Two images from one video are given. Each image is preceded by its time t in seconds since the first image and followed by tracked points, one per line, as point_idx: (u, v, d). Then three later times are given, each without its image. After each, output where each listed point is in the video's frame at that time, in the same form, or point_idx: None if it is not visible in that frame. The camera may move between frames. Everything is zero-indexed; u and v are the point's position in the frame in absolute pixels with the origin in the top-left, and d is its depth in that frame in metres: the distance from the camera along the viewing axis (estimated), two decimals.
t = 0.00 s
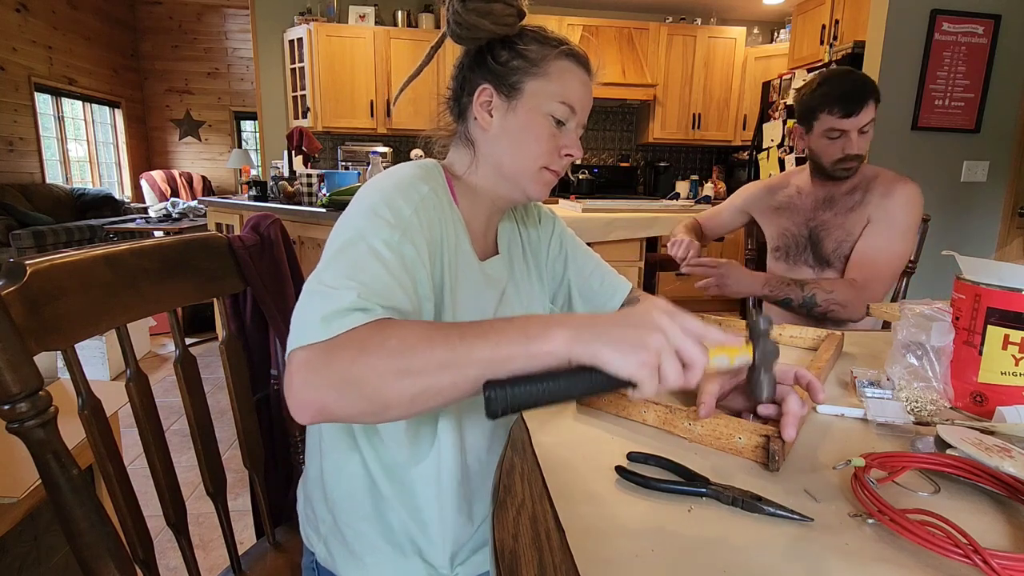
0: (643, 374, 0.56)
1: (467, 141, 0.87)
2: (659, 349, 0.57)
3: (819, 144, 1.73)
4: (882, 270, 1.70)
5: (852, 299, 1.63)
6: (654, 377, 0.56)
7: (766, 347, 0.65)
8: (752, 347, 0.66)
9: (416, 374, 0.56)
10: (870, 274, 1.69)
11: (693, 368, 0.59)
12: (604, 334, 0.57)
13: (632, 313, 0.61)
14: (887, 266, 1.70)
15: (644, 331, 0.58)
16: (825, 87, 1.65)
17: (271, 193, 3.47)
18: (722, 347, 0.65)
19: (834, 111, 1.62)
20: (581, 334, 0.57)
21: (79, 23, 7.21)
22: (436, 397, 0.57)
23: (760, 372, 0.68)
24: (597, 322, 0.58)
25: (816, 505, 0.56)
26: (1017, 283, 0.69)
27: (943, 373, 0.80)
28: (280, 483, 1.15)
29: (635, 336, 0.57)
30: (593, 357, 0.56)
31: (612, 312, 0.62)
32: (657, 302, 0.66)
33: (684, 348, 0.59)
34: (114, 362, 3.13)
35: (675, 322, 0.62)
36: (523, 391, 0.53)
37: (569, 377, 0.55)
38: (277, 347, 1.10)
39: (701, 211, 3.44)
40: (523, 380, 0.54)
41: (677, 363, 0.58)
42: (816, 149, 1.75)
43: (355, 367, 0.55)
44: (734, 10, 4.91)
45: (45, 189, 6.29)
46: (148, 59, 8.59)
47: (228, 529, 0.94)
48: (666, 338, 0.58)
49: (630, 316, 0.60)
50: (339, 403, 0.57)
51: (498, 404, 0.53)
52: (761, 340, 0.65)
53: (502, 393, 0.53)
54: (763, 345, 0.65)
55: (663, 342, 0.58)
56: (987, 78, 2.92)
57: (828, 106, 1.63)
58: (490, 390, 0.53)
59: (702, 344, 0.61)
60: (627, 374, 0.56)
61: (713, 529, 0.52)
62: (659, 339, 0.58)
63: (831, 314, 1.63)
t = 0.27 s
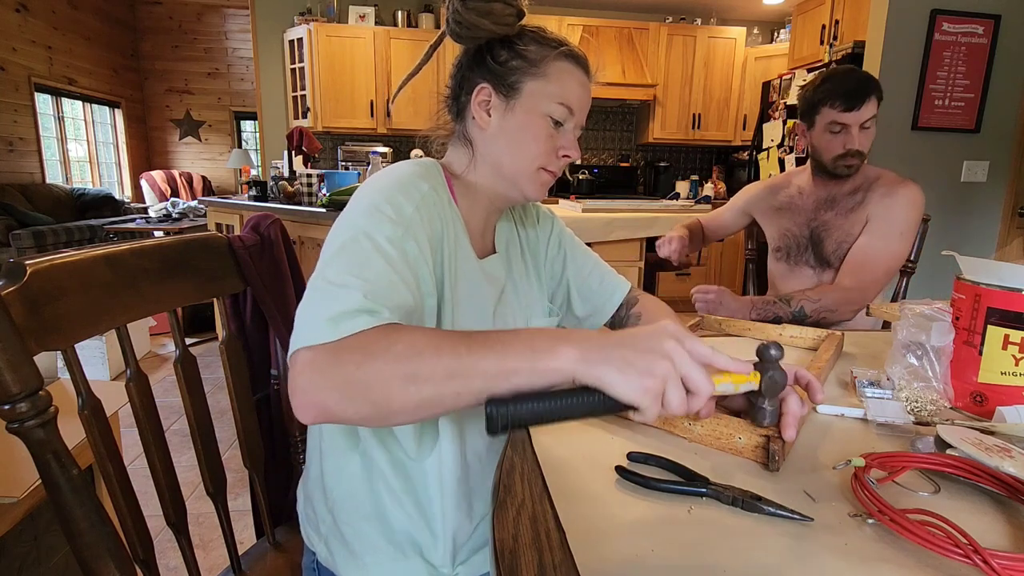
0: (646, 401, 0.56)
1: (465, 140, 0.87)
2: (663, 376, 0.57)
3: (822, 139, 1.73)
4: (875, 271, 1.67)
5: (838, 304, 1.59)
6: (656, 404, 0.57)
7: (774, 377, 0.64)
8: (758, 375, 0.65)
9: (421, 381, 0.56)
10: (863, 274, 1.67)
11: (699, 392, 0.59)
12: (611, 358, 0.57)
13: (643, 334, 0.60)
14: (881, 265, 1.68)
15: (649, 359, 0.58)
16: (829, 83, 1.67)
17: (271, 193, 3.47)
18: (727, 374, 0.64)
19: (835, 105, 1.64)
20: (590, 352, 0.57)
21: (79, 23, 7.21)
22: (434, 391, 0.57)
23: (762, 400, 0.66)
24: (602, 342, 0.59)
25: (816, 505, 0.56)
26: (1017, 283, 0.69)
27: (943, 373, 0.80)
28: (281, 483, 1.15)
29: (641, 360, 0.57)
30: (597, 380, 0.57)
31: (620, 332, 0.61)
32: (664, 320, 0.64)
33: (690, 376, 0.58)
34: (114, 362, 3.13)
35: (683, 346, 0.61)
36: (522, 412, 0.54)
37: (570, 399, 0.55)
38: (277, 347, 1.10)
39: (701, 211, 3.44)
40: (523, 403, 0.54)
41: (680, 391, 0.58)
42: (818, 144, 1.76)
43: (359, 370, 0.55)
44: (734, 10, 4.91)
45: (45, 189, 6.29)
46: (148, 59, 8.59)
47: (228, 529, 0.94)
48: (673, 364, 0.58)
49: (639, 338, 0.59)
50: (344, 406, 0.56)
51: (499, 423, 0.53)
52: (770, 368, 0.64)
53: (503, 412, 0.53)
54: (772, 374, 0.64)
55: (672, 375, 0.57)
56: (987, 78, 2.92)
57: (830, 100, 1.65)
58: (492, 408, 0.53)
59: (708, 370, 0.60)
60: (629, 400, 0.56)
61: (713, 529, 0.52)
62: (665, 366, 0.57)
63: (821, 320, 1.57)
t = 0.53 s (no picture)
0: (640, 383, 0.57)
1: (465, 140, 0.87)
2: (657, 362, 0.59)
3: (819, 134, 1.74)
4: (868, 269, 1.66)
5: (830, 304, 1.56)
6: (650, 387, 0.58)
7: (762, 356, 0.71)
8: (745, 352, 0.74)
9: (415, 374, 0.56)
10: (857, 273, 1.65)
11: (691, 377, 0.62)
12: (604, 338, 0.58)
13: (635, 322, 0.62)
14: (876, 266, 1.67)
15: (643, 339, 0.59)
16: (830, 78, 1.68)
17: (271, 193, 3.47)
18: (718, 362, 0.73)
19: (833, 98, 1.65)
20: (582, 337, 0.58)
21: (79, 23, 7.21)
22: (433, 390, 0.57)
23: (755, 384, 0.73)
24: (596, 326, 0.59)
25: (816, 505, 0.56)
26: (1017, 283, 0.69)
27: (943, 373, 0.80)
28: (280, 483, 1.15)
29: (633, 344, 0.58)
30: (590, 363, 0.57)
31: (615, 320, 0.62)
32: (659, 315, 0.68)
33: (685, 363, 0.62)
34: (114, 362, 3.13)
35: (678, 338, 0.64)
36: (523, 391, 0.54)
37: (565, 383, 0.56)
38: (277, 347, 1.10)
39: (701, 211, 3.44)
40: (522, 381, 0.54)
41: (672, 377, 0.60)
42: (815, 139, 1.76)
43: (353, 368, 0.55)
44: (734, 10, 4.90)
45: (45, 189, 6.29)
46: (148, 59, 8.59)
47: (228, 529, 0.94)
48: (665, 351, 0.60)
49: (633, 326, 0.61)
50: (341, 404, 0.57)
51: (495, 408, 0.53)
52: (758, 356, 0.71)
53: (500, 396, 0.53)
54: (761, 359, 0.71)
55: (665, 357, 0.60)
56: (987, 78, 2.92)
57: (829, 93, 1.66)
58: (489, 392, 0.53)
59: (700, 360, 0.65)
60: (621, 378, 0.57)
61: (713, 529, 0.52)
62: (658, 350, 0.59)
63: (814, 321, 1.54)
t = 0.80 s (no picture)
0: (621, 334, 0.56)
1: (463, 141, 0.87)
2: (634, 309, 0.57)
3: (819, 131, 1.73)
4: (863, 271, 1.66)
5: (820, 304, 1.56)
6: (633, 336, 0.57)
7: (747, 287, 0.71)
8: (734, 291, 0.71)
9: (403, 374, 0.56)
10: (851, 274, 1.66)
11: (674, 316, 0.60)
12: (583, 300, 0.57)
13: (607, 272, 0.61)
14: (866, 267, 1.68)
15: (617, 291, 0.58)
16: (831, 76, 1.68)
17: (271, 193, 3.47)
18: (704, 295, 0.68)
19: (834, 95, 1.65)
20: (559, 301, 0.58)
21: (79, 23, 7.21)
22: (433, 390, 0.57)
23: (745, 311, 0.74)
24: (571, 287, 0.59)
25: (815, 505, 0.56)
26: (1017, 283, 0.69)
27: (943, 373, 0.80)
28: (280, 484, 1.15)
29: (608, 298, 0.57)
30: (571, 325, 0.57)
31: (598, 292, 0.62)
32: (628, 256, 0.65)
33: (663, 303, 0.59)
34: (114, 362, 3.13)
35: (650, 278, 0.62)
36: (506, 368, 0.53)
37: (551, 348, 0.55)
38: (277, 347, 1.10)
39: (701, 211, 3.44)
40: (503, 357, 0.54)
41: (655, 318, 0.58)
42: (815, 137, 1.76)
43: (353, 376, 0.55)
44: (734, 10, 4.90)
45: (45, 189, 6.29)
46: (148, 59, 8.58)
47: (228, 529, 0.94)
48: (640, 295, 0.58)
49: (604, 278, 0.60)
50: (327, 412, 0.56)
51: (482, 386, 0.52)
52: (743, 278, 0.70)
53: (485, 373, 0.52)
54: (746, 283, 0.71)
55: (639, 302, 0.58)
56: (987, 78, 2.92)
57: (830, 90, 1.66)
58: (473, 371, 0.52)
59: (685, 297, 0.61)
60: (605, 338, 0.56)
61: (713, 529, 0.52)
62: (633, 299, 0.58)
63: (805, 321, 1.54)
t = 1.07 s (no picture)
0: (641, 397, 0.57)
1: (458, 141, 0.87)
2: (659, 373, 0.58)
3: (819, 130, 1.73)
4: (868, 274, 1.67)
5: (830, 306, 1.60)
6: (651, 400, 0.57)
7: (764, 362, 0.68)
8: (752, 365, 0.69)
9: (421, 393, 0.56)
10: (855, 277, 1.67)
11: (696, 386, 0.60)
12: (611, 357, 0.58)
13: (644, 333, 0.61)
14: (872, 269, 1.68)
15: (646, 354, 0.58)
16: (830, 74, 1.68)
17: (271, 193, 3.47)
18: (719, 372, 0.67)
19: (834, 94, 1.65)
20: (588, 352, 0.58)
21: (79, 23, 7.22)
22: (432, 393, 0.56)
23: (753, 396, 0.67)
24: (600, 338, 0.59)
25: (815, 505, 0.56)
26: (1017, 283, 0.69)
27: (943, 373, 0.80)
28: (281, 483, 1.15)
29: (638, 358, 0.58)
30: (595, 377, 0.57)
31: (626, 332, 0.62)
32: (659, 321, 0.66)
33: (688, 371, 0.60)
34: (114, 362, 3.13)
35: (677, 345, 0.62)
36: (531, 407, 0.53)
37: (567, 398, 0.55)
38: (277, 347, 1.10)
39: (701, 211, 3.44)
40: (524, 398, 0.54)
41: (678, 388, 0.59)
42: (815, 136, 1.76)
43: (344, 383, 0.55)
44: (734, 10, 4.91)
45: (45, 189, 6.30)
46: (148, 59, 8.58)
47: (228, 529, 0.94)
48: (668, 361, 0.59)
49: (635, 337, 0.60)
50: (344, 421, 0.56)
51: (499, 420, 0.52)
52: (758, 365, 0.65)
53: (505, 410, 0.52)
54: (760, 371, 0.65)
55: (666, 366, 0.58)
56: (987, 78, 2.92)
57: (829, 89, 1.67)
58: (492, 404, 0.52)
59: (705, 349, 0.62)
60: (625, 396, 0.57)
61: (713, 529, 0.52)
62: (661, 362, 0.58)
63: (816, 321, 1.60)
